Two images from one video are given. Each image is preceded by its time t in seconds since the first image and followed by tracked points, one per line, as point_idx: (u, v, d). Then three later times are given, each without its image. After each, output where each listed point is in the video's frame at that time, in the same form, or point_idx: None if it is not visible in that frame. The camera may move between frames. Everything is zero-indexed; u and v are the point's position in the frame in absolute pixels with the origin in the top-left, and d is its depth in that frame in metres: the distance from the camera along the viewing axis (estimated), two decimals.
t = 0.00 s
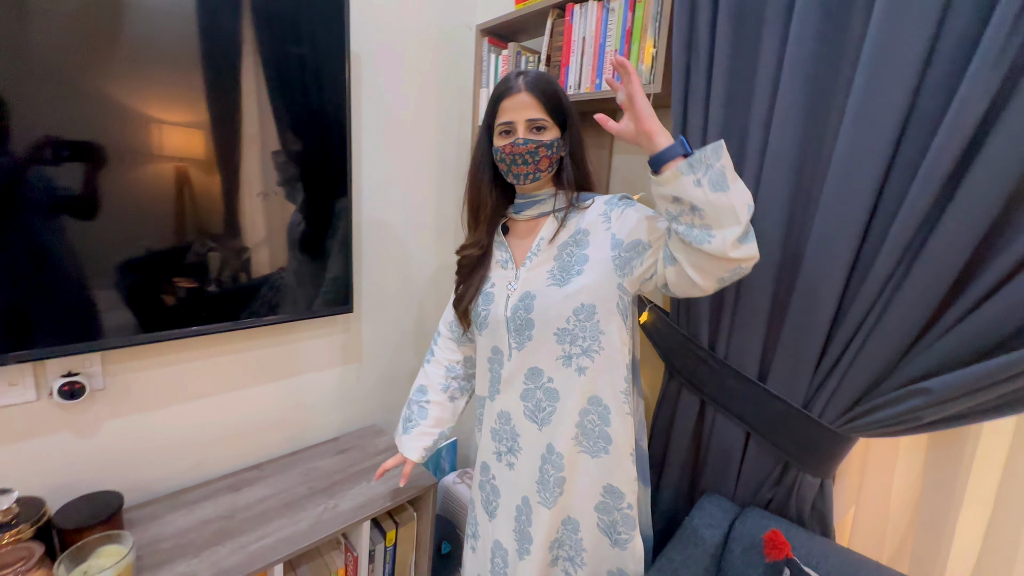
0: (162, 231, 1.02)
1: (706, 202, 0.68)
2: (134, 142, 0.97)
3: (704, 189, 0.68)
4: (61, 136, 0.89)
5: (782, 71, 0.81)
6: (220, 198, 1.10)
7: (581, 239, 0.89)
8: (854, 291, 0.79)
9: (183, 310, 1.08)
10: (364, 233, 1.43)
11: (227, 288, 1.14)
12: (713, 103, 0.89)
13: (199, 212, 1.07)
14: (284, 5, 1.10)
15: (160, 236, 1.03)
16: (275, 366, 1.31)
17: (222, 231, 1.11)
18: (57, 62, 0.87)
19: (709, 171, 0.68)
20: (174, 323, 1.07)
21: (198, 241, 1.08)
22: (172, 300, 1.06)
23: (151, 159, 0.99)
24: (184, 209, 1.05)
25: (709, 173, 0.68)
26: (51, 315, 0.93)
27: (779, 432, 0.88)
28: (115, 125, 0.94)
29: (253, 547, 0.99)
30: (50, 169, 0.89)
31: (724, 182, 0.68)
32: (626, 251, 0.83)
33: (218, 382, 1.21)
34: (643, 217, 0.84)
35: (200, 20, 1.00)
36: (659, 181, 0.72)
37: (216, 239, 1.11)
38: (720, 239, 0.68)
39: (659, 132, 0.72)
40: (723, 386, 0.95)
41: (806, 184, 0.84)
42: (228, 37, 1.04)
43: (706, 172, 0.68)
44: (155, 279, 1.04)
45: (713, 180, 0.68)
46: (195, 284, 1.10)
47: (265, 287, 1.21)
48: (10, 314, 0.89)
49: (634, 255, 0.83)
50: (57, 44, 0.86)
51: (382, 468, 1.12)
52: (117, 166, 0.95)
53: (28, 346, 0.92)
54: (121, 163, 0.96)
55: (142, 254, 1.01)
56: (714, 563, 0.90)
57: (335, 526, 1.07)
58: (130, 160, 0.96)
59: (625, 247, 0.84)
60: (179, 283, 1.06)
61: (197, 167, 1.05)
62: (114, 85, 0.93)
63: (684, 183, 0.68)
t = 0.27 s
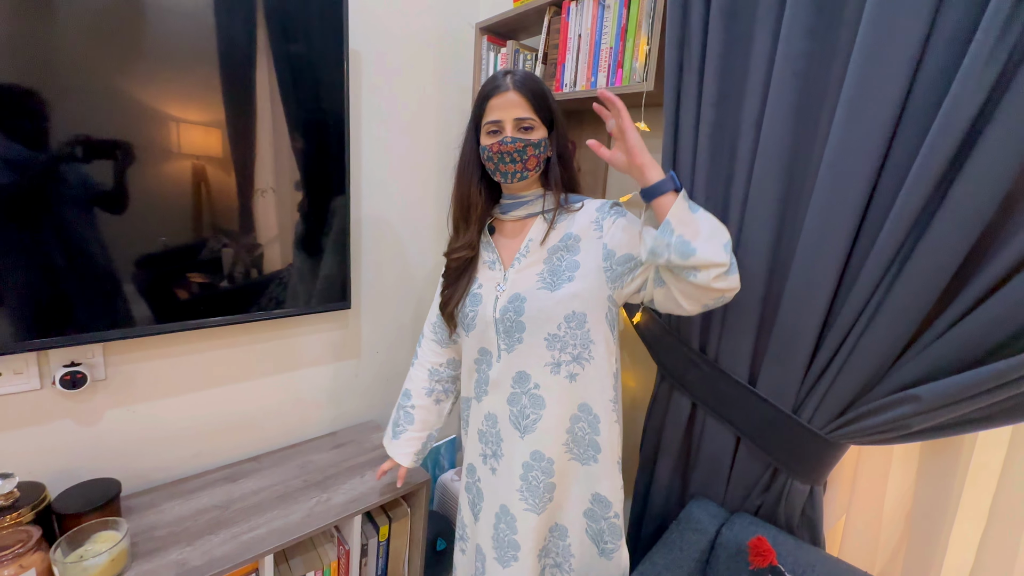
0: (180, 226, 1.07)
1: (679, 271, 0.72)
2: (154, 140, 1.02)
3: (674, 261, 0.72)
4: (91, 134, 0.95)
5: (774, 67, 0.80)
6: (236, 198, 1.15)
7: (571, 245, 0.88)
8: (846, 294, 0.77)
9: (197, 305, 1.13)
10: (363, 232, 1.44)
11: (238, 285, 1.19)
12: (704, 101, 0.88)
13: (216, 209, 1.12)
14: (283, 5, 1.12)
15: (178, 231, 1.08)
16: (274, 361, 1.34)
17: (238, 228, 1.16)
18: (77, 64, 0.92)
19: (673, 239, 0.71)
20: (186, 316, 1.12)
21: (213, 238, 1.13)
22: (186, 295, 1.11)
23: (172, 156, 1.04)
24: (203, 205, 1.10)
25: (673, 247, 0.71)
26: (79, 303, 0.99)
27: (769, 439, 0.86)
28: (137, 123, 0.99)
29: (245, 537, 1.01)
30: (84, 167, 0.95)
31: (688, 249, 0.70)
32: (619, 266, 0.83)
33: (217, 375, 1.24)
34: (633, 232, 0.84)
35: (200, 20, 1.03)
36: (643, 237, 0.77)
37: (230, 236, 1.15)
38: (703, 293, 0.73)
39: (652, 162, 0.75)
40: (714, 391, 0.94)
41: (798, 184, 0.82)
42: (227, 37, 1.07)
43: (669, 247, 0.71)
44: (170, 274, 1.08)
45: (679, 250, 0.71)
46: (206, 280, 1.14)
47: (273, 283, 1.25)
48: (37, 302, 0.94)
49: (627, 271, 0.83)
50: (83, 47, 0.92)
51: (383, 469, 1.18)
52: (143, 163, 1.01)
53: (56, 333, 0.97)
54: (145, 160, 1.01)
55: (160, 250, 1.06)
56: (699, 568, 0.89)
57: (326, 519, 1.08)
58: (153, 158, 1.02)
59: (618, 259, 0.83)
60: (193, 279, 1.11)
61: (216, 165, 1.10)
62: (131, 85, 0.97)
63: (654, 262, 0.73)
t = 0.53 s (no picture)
0: (200, 223, 1.12)
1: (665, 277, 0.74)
2: (176, 140, 1.06)
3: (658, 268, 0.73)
4: (117, 134, 1.00)
5: (770, 67, 0.80)
6: (252, 198, 1.19)
7: (566, 245, 0.89)
8: (840, 294, 0.77)
9: (217, 301, 1.18)
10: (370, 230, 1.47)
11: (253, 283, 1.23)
12: (701, 101, 0.88)
13: (233, 207, 1.17)
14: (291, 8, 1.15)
15: (197, 228, 1.12)
16: (281, 355, 1.37)
17: (254, 226, 1.21)
18: (99, 67, 0.96)
19: (655, 248, 0.73)
20: (203, 310, 1.16)
21: (230, 236, 1.17)
22: (203, 291, 1.15)
23: (191, 156, 1.09)
24: (220, 204, 1.14)
25: (655, 256, 0.73)
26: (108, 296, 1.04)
27: (765, 441, 0.85)
28: (160, 123, 1.04)
29: (249, 525, 1.04)
30: (113, 165, 1.00)
31: (671, 258, 0.71)
32: (612, 267, 0.85)
33: (226, 368, 1.27)
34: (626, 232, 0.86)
35: (211, 24, 1.06)
36: (631, 241, 0.79)
37: (246, 234, 1.20)
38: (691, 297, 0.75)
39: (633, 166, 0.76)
40: (708, 390, 0.93)
41: (794, 184, 0.82)
42: (237, 40, 1.10)
43: (652, 256, 0.73)
44: (187, 270, 1.13)
45: (662, 259, 0.72)
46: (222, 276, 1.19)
47: (287, 279, 1.29)
48: (68, 293, 1.00)
49: (618, 273, 0.85)
50: (108, 51, 0.96)
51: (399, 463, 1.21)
52: (165, 162, 1.05)
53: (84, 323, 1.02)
54: (167, 160, 1.06)
55: (181, 247, 1.11)
56: (692, 568, 0.89)
57: (327, 510, 1.10)
58: (174, 157, 1.06)
59: (610, 261, 0.85)
60: (209, 275, 1.15)
61: (233, 164, 1.15)
62: (152, 87, 1.02)
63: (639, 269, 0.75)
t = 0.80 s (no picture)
0: (208, 223, 1.15)
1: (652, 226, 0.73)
2: (186, 142, 1.09)
3: (645, 216, 0.73)
4: (129, 135, 1.02)
5: (762, 68, 0.80)
6: (261, 200, 1.22)
7: (555, 237, 0.91)
8: (832, 294, 0.77)
9: (226, 300, 1.21)
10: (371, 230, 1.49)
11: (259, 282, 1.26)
12: (695, 102, 0.88)
13: (242, 207, 1.19)
14: (295, 12, 1.17)
15: (207, 228, 1.15)
16: (284, 353, 1.39)
17: (263, 226, 1.23)
18: (109, 70, 0.98)
19: (639, 197, 0.74)
20: (209, 309, 1.19)
21: (239, 236, 1.20)
22: (211, 290, 1.18)
23: (201, 156, 1.11)
24: (229, 203, 1.17)
25: (640, 203, 0.73)
26: (121, 293, 1.07)
27: (757, 440, 0.85)
28: (170, 125, 1.06)
29: (250, 519, 1.06)
30: (127, 165, 1.03)
31: (655, 200, 0.72)
32: (597, 247, 0.86)
33: (230, 365, 1.30)
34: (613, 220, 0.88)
35: (216, 27, 1.08)
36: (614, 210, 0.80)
37: (254, 234, 1.22)
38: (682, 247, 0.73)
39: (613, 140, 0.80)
40: (702, 389, 0.93)
41: (787, 184, 0.82)
42: (241, 44, 1.12)
43: (637, 204, 0.73)
44: (195, 269, 1.15)
45: (647, 204, 0.72)
46: (230, 276, 1.21)
47: (293, 278, 1.31)
48: (81, 290, 1.02)
49: (604, 252, 0.87)
50: (119, 55, 0.99)
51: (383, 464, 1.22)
52: (176, 163, 1.08)
53: (98, 320, 1.05)
54: (179, 160, 1.08)
55: (191, 246, 1.13)
56: (683, 565, 0.89)
57: (327, 505, 1.12)
58: (184, 158, 1.09)
59: (597, 246, 0.87)
60: (217, 274, 1.18)
61: (242, 165, 1.17)
62: (159, 88, 1.04)
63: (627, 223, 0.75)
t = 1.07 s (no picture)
0: (202, 220, 1.15)
1: (665, 223, 0.74)
2: (181, 139, 1.09)
3: (659, 212, 0.74)
4: (122, 132, 1.02)
5: (747, 68, 0.82)
6: (257, 198, 1.22)
7: (544, 232, 0.92)
8: (815, 290, 0.78)
9: (220, 297, 1.21)
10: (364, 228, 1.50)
11: (256, 279, 1.26)
12: (682, 101, 0.90)
13: (238, 205, 1.20)
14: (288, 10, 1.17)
15: (201, 226, 1.15)
16: (277, 350, 1.40)
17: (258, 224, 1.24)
18: (102, 67, 0.98)
19: (656, 192, 0.74)
20: (204, 307, 1.19)
21: (234, 234, 1.20)
22: (206, 288, 1.19)
23: (195, 154, 1.12)
24: (224, 201, 1.17)
25: (656, 199, 0.73)
26: (116, 289, 1.07)
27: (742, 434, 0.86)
28: (165, 123, 1.07)
29: (242, 514, 1.07)
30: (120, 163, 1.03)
31: (672, 198, 0.72)
32: (591, 244, 0.88)
33: (222, 362, 1.30)
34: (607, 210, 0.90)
35: (209, 25, 1.09)
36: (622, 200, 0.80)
37: (250, 232, 1.23)
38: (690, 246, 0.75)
39: (626, 117, 0.78)
40: (691, 386, 0.94)
41: (771, 183, 0.84)
42: (234, 42, 1.12)
43: (653, 199, 0.74)
44: (190, 267, 1.16)
45: (664, 201, 0.73)
46: (226, 273, 1.22)
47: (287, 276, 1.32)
48: (76, 287, 1.03)
49: (597, 248, 0.88)
50: (113, 52, 0.99)
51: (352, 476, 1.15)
52: (169, 160, 1.08)
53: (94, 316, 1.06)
54: (173, 158, 1.09)
55: (186, 244, 1.14)
56: (670, 559, 0.91)
57: (319, 501, 1.13)
58: (178, 155, 1.09)
59: (590, 240, 0.88)
60: (212, 272, 1.18)
61: (237, 162, 1.18)
62: (152, 86, 1.04)
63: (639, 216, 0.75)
